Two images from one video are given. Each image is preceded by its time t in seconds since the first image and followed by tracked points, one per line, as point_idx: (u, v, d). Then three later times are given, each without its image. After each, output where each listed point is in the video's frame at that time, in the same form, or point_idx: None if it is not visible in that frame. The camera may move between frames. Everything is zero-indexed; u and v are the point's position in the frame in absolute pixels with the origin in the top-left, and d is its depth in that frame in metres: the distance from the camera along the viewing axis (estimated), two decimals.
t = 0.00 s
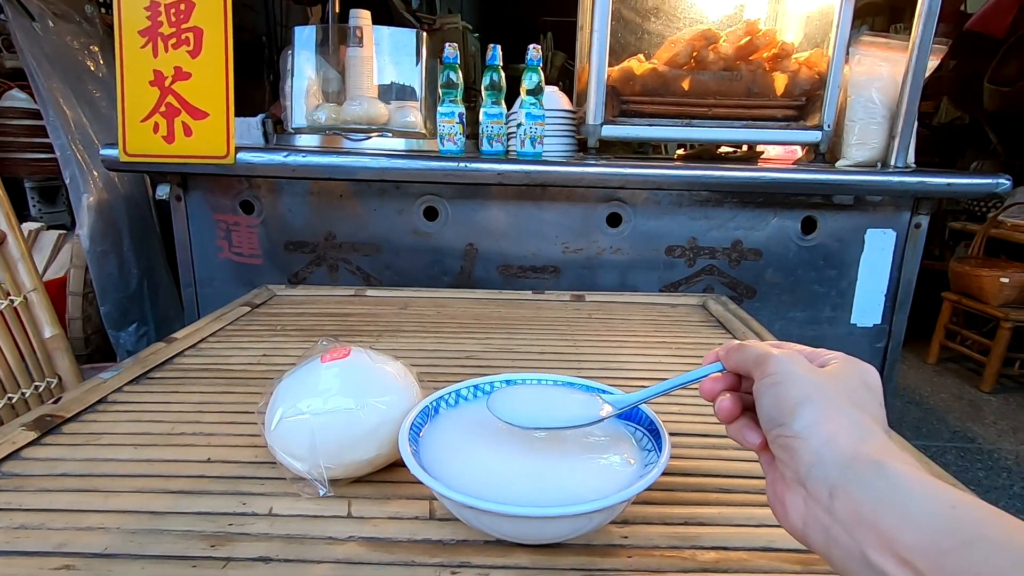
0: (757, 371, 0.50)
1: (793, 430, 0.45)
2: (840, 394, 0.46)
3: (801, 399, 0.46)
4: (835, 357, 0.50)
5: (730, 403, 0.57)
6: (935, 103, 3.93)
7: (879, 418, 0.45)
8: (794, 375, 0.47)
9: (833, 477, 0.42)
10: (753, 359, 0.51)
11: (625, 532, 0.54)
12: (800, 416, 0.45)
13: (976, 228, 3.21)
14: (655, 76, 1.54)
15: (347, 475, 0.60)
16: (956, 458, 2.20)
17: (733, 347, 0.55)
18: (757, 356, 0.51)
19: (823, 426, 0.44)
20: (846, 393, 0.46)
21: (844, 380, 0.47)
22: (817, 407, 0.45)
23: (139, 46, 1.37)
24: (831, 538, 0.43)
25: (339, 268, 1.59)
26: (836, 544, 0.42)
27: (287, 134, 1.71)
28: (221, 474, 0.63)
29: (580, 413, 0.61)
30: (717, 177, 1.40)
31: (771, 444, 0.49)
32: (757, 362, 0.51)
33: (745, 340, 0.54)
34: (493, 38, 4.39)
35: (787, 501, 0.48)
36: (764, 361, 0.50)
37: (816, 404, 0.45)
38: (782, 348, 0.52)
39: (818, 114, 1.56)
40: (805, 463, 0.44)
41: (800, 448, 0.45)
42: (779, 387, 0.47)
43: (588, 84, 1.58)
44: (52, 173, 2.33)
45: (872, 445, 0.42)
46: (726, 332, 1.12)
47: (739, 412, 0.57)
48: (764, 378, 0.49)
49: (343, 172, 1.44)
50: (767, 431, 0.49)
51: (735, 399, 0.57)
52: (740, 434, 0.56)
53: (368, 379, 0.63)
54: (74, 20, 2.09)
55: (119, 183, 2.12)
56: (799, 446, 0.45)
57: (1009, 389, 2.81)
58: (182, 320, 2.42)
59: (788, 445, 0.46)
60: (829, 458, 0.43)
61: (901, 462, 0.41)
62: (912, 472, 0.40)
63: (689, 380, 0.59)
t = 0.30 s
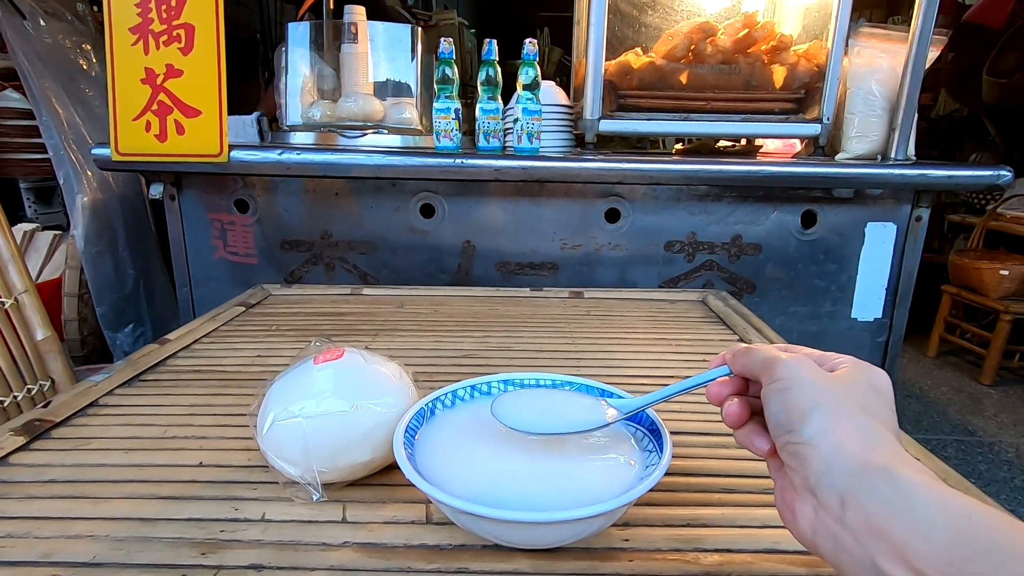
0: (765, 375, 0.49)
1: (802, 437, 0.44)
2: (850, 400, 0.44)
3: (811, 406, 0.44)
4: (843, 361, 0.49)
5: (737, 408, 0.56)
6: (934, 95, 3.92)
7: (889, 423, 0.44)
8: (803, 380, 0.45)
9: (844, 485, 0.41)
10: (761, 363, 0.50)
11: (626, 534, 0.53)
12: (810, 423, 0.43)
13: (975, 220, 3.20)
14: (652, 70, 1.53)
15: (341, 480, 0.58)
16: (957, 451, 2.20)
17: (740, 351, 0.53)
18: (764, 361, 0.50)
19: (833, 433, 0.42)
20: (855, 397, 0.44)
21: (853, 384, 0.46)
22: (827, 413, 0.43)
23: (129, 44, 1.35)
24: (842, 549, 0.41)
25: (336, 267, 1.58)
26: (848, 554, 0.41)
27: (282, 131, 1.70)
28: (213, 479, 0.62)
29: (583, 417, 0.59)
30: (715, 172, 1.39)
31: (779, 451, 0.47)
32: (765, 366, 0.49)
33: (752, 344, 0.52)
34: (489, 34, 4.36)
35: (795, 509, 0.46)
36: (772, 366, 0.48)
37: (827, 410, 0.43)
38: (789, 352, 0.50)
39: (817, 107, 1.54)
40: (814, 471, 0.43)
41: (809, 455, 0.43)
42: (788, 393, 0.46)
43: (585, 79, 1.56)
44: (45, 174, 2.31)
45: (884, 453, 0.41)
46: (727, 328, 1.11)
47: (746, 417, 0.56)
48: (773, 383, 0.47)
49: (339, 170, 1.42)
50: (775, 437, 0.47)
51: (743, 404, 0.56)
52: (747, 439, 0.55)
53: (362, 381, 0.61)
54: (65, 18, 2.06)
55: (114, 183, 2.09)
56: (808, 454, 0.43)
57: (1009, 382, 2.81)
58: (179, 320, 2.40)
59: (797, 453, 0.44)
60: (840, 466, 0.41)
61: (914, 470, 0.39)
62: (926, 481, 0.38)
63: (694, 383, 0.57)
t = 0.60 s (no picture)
0: (777, 371, 0.47)
1: (816, 437, 0.42)
2: (867, 398, 0.42)
3: (825, 404, 0.42)
4: (859, 356, 0.47)
5: (747, 405, 0.54)
6: (935, 81, 3.87)
7: (908, 424, 0.42)
8: (817, 377, 0.44)
9: (861, 488, 0.39)
10: (771, 357, 0.48)
11: (626, 538, 0.51)
12: (825, 421, 0.42)
13: (978, 207, 3.17)
14: (651, 57, 1.50)
15: (331, 483, 0.57)
16: (961, 440, 2.18)
17: (750, 345, 0.52)
18: (775, 355, 0.48)
19: (849, 433, 0.41)
20: (872, 396, 0.42)
21: (870, 381, 0.44)
22: (842, 412, 0.41)
23: (117, 37, 1.32)
24: (859, 556, 0.39)
25: (332, 262, 1.55)
26: (865, 561, 0.39)
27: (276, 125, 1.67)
28: (200, 484, 0.60)
29: (585, 414, 0.57)
30: (715, 161, 1.36)
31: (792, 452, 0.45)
32: (776, 361, 0.47)
33: (763, 338, 0.51)
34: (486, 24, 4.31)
35: (810, 513, 0.44)
36: (784, 361, 0.46)
37: (842, 408, 0.41)
38: (802, 347, 0.49)
39: (820, 93, 1.51)
40: (829, 472, 0.41)
41: (824, 456, 0.42)
42: (801, 390, 0.44)
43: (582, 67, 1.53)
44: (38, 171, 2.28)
45: (903, 455, 0.39)
46: (729, 320, 1.08)
47: (756, 414, 0.54)
48: (785, 379, 0.45)
49: (334, 164, 1.38)
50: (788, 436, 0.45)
51: (752, 401, 0.54)
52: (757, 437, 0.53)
53: (352, 382, 0.59)
54: (54, 11, 2.01)
55: (107, 179, 2.04)
56: (823, 454, 0.42)
57: (1012, 370, 2.79)
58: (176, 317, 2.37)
59: (811, 453, 0.43)
60: (856, 467, 0.39)
61: (936, 473, 0.37)
62: (950, 485, 0.36)
63: (700, 378, 0.55)
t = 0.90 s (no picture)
0: (790, 363, 0.45)
1: (836, 433, 0.40)
2: (888, 392, 0.40)
3: (845, 399, 0.40)
4: (876, 345, 0.45)
5: (760, 397, 0.52)
6: (939, 60, 3.81)
7: (930, 416, 0.40)
8: (834, 369, 0.41)
9: (884, 488, 0.38)
10: (785, 349, 0.45)
11: (629, 532, 0.50)
12: (845, 418, 0.40)
13: (981, 188, 3.13)
14: (651, 36, 1.47)
15: (325, 478, 0.55)
16: (961, 423, 2.17)
17: (761, 335, 0.49)
18: (788, 346, 0.45)
19: (870, 430, 0.39)
20: (893, 389, 0.41)
21: (889, 373, 0.42)
22: (863, 406, 0.40)
23: (103, 20, 1.29)
24: (882, 557, 0.38)
25: (328, 249, 1.52)
26: (888, 562, 0.38)
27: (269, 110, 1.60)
28: (191, 478, 0.58)
29: (588, 406, 0.55)
30: (717, 143, 1.33)
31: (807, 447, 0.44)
32: (789, 352, 0.45)
33: (774, 328, 0.48)
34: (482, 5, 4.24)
35: (826, 510, 0.43)
36: (800, 352, 0.44)
37: (863, 403, 0.40)
38: (815, 335, 0.46)
39: (824, 72, 1.47)
40: (850, 471, 0.40)
41: (844, 453, 0.40)
42: (818, 383, 0.42)
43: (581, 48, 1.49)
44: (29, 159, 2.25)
45: (928, 452, 0.38)
46: (731, 305, 1.07)
47: (769, 406, 0.52)
48: (800, 372, 0.43)
49: (327, 148, 1.34)
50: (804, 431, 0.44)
51: (765, 393, 0.52)
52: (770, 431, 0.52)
53: (346, 375, 0.58)
54: None
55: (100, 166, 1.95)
56: (842, 452, 0.40)
57: (1013, 351, 2.77)
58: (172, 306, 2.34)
59: (830, 450, 0.41)
60: (879, 466, 0.38)
61: (963, 472, 0.36)
62: (978, 484, 0.35)
63: (707, 370, 0.53)
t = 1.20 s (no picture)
0: (811, 347, 0.44)
1: (863, 423, 0.40)
2: (917, 379, 0.39)
3: (871, 387, 0.39)
4: (902, 328, 0.43)
5: (777, 384, 0.50)
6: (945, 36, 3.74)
7: (963, 404, 0.39)
8: (860, 355, 0.41)
9: (915, 482, 0.37)
10: (805, 333, 0.44)
11: (639, 523, 0.48)
12: (871, 408, 0.39)
13: (986, 167, 3.09)
14: (656, 11, 1.47)
15: (324, 469, 0.54)
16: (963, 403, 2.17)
17: (778, 318, 0.49)
18: (809, 330, 0.44)
19: (899, 420, 0.38)
20: (923, 376, 0.39)
21: (917, 358, 0.40)
22: (891, 395, 0.39)
23: None
24: (911, 552, 0.38)
25: (326, 232, 1.49)
26: (917, 558, 0.37)
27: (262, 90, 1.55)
28: (186, 469, 0.57)
29: (596, 393, 0.54)
30: (722, 120, 1.29)
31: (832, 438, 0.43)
32: (810, 336, 0.44)
33: (793, 311, 0.47)
34: None
35: (851, 504, 0.43)
36: (821, 336, 0.43)
37: (891, 392, 0.39)
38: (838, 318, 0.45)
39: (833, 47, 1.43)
40: (878, 463, 0.39)
41: (870, 445, 0.40)
42: (841, 370, 0.41)
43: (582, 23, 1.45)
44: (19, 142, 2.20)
45: (961, 443, 0.36)
46: (737, 286, 1.04)
47: (788, 393, 0.50)
48: (823, 358, 0.42)
49: (323, 128, 1.30)
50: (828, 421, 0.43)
51: (783, 380, 0.50)
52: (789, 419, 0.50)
53: (344, 363, 0.55)
54: None
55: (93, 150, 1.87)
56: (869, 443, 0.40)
57: (1015, 331, 2.76)
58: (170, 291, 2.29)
59: (856, 442, 0.41)
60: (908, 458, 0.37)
61: (999, 465, 0.35)
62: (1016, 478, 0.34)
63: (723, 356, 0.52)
